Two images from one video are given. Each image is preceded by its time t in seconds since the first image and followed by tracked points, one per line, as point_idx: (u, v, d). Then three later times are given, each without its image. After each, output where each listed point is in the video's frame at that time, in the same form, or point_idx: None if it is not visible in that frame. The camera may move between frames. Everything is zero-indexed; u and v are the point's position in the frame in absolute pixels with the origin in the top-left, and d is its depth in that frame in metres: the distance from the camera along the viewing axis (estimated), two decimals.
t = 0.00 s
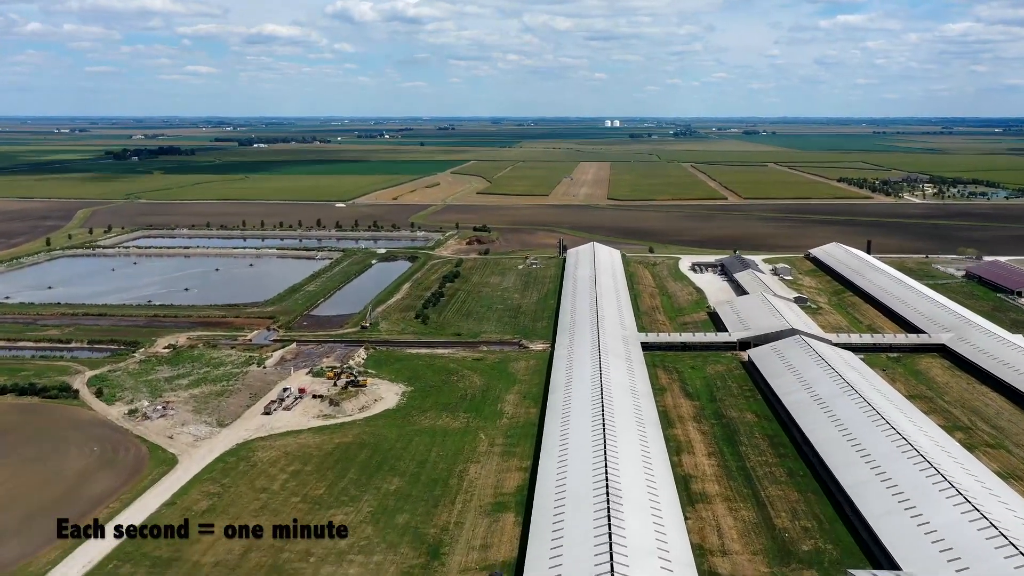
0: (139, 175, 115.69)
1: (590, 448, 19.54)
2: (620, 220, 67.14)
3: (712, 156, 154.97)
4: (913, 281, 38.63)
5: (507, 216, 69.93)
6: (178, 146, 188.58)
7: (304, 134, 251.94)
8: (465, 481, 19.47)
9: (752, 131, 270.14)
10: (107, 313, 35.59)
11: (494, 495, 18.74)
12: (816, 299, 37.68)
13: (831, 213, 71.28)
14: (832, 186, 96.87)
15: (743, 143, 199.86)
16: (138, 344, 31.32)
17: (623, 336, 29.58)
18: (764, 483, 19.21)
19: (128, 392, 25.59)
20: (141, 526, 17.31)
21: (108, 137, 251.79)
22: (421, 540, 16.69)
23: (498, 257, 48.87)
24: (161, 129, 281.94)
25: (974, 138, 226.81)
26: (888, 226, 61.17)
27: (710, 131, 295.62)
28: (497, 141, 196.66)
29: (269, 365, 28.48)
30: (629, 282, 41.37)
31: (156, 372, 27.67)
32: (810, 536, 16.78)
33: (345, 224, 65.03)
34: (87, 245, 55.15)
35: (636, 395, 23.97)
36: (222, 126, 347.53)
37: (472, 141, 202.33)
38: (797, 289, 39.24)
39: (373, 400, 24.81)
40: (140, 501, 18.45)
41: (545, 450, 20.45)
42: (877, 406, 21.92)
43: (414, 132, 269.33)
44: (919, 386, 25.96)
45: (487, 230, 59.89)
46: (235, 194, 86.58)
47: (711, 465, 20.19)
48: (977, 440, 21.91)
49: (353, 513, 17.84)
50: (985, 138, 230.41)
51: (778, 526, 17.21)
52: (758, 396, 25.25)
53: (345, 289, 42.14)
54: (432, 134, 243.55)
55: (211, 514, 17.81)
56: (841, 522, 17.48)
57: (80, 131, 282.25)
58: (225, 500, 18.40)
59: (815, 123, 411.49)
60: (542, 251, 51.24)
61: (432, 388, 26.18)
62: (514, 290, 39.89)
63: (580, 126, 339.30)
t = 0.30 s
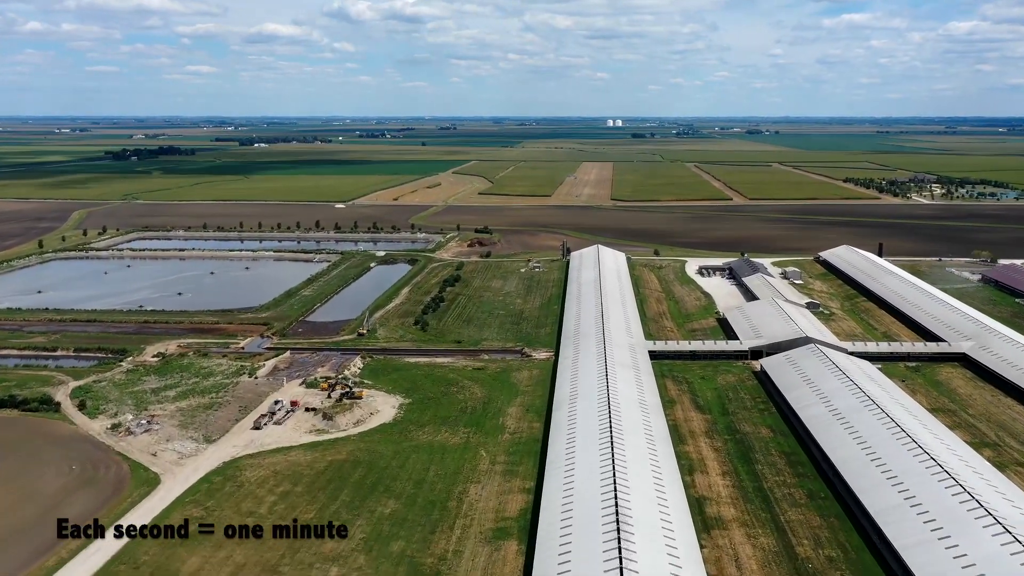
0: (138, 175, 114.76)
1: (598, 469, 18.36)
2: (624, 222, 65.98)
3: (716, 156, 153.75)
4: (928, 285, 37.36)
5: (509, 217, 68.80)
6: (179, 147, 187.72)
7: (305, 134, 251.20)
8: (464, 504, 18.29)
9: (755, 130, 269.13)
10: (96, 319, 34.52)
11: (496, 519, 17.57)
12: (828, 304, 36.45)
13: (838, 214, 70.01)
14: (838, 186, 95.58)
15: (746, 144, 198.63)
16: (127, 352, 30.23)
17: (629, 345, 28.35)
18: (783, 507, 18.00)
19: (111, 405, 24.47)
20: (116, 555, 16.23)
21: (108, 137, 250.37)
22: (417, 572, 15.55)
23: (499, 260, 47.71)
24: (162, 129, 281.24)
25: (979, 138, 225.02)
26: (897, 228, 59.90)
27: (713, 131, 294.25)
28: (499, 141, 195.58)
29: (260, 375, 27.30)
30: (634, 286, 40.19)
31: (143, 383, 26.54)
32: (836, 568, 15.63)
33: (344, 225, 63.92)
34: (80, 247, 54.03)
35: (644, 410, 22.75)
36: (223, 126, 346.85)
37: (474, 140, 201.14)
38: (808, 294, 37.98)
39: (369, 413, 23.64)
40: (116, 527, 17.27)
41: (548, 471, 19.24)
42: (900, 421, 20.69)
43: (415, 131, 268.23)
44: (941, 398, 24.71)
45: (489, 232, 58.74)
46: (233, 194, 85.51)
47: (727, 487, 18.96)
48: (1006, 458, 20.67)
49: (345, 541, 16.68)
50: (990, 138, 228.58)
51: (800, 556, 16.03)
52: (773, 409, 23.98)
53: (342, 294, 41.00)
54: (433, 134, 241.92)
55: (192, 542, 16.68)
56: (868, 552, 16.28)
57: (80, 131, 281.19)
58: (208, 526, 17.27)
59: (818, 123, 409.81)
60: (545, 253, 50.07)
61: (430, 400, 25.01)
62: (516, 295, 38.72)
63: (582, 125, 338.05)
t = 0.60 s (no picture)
0: (132, 174, 113.45)
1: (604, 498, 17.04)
2: (625, 223, 64.67)
3: (717, 155, 152.36)
4: (942, 291, 36.01)
5: (508, 218, 67.44)
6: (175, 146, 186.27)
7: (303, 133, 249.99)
8: (459, 533, 17.01)
9: (755, 130, 267.65)
10: (78, 326, 33.23)
11: (494, 551, 16.31)
12: (839, 310, 35.12)
13: (844, 215, 68.63)
14: (842, 186, 94.20)
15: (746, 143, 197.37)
16: (108, 362, 28.93)
17: (634, 355, 27.00)
18: (804, 537, 16.72)
19: (87, 421, 23.15)
20: None
21: (105, 136, 248.66)
22: None
23: (498, 264, 46.38)
24: (159, 130, 280.59)
25: (981, 138, 223.47)
26: (905, 229, 58.53)
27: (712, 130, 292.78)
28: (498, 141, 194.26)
29: (246, 388, 25.95)
30: (637, 291, 38.90)
31: (122, 397, 25.22)
32: None
33: (340, 226, 62.55)
34: (67, 250, 52.62)
35: (652, 429, 21.42)
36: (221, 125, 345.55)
37: (473, 141, 199.35)
38: (818, 299, 36.64)
39: (359, 431, 22.32)
40: (82, 562, 15.98)
41: (550, 500, 17.90)
42: (926, 442, 19.36)
43: (413, 130, 267.03)
44: (964, 413, 23.41)
45: (487, 233, 57.41)
46: (228, 195, 84.14)
47: (742, 515, 17.65)
48: None
49: None
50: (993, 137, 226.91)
51: None
52: (787, 425, 22.65)
53: (336, 299, 39.69)
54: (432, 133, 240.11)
55: None
56: None
57: (77, 130, 279.18)
58: (182, 560, 16.04)
59: (818, 122, 408.23)
60: (544, 256, 48.76)
61: (424, 416, 23.69)
62: (515, 300, 37.38)
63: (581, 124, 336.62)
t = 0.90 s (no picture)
0: (124, 175, 111.99)
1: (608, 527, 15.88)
2: (625, 224, 63.49)
3: (716, 155, 151.22)
4: (954, 296, 34.89)
5: (505, 220, 66.20)
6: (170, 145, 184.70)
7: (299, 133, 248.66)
8: (452, 564, 15.82)
9: (752, 130, 266.79)
10: (59, 334, 32.00)
11: None
12: (847, 316, 33.99)
13: (847, 216, 67.49)
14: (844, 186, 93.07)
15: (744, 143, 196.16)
16: (87, 373, 27.71)
17: (636, 366, 25.76)
18: (823, 570, 15.59)
19: (61, 439, 21.89)
20: None
21: (101, 136, 246.86)
22: None
23: (495, 267, 45.17)
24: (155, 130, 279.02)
25: (980, 139, 222.60)
26: (911, 231, 57.42)
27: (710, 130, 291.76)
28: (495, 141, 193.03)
29: (230, 402, 24.71)
30: (639, 296, 37.73)
31: (99, 411, 23.96)
32: None
33: (334, 228, 61.30)
34: (53, 253, 51.33)
35: (657, 447, 20.21)
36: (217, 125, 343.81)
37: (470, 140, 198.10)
38: (825, 305, 35.47)
39: (348, 449, 21.11)
40: None
41: (551, 528, 16.73)
42: (951, 463, 18.18)
43: (410, 130, 265.80)
44: (984, 428, 22.29)
45: (484, 235, 56.20)
46: (220, 196, 82.78)
47: (756, 543, 16.49)
48: None
49: None
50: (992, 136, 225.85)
51: None
52: (800, 441, 21.45)
53: (327, 304, 38.46)
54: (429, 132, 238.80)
55: None
56: None
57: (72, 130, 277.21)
58: None
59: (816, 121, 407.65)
60: (543, 259, 47.57)
61: (417, 431, 22.50)
62: (513, 306, 36.20)
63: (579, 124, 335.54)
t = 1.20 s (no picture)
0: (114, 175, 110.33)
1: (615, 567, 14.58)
2: (624, 226, 62.13)
3: (714, 155, 149.94)
4: (968, 303, 33.59)
5: (502, 221, 64.81)
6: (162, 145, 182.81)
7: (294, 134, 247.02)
8: None
9: (750, 129, 265.56)
10: (35, 344, 30.63)
11: None
12: (858, 324, 32.71)
13: (850, 217, 66.17)
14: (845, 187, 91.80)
15: (743, 142, 195.01)
16: (63, 387, 26.33)
17: (640, 380, 24.41)
18: None
19: (27, 460, 20.46)
20: None
21: (95, 136, 244.66)
22: None
23: (491, 272, 43.81)
24: (149, 130, 277.48)
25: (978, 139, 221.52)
26: (916, 233, 56.17)
27: (708, 129, 290.52)
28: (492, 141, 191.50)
29: (210, 419, 23.30)
30: (641, 302, 36.41)
31: (70, 429, 22.52)
32: None
33: (327, 230, 59.88)
34: (37, 256, 49.88)
35: (665, 471, 18.88)
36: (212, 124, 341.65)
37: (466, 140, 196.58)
38: (835, 312, 34.16)
39: (333, 473, 19.73)
40: None
41: (551, 565, 15.42)
42: (982, 490, 16.90)
43: (406, 130, 264.21)
44: (1010, 447, 21.01)
45: (480, 238, 54.80)
46: (212, 197, 81.24)
47: None
48: None
49: None
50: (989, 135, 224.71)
51: None
52: (816, 463, 20.10)
53: (318, 311, 37.08)
54: (426, 132, 237.03)
55: None
56: None
57: (66, 130, 275.26)
58: None
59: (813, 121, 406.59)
60: (540, 263, 46.22)
61: (408, 451, 21.16)
62: (510, 313, 34.87)
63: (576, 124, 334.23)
